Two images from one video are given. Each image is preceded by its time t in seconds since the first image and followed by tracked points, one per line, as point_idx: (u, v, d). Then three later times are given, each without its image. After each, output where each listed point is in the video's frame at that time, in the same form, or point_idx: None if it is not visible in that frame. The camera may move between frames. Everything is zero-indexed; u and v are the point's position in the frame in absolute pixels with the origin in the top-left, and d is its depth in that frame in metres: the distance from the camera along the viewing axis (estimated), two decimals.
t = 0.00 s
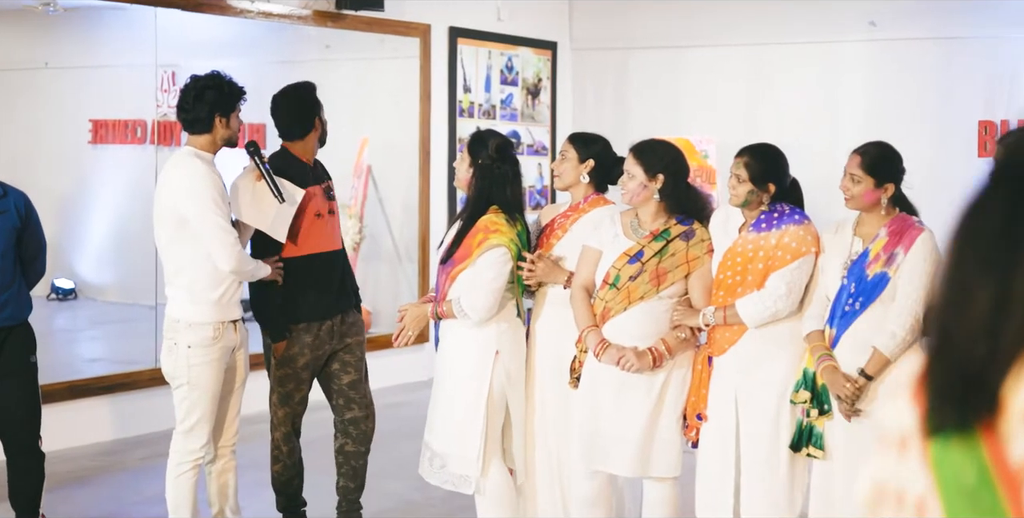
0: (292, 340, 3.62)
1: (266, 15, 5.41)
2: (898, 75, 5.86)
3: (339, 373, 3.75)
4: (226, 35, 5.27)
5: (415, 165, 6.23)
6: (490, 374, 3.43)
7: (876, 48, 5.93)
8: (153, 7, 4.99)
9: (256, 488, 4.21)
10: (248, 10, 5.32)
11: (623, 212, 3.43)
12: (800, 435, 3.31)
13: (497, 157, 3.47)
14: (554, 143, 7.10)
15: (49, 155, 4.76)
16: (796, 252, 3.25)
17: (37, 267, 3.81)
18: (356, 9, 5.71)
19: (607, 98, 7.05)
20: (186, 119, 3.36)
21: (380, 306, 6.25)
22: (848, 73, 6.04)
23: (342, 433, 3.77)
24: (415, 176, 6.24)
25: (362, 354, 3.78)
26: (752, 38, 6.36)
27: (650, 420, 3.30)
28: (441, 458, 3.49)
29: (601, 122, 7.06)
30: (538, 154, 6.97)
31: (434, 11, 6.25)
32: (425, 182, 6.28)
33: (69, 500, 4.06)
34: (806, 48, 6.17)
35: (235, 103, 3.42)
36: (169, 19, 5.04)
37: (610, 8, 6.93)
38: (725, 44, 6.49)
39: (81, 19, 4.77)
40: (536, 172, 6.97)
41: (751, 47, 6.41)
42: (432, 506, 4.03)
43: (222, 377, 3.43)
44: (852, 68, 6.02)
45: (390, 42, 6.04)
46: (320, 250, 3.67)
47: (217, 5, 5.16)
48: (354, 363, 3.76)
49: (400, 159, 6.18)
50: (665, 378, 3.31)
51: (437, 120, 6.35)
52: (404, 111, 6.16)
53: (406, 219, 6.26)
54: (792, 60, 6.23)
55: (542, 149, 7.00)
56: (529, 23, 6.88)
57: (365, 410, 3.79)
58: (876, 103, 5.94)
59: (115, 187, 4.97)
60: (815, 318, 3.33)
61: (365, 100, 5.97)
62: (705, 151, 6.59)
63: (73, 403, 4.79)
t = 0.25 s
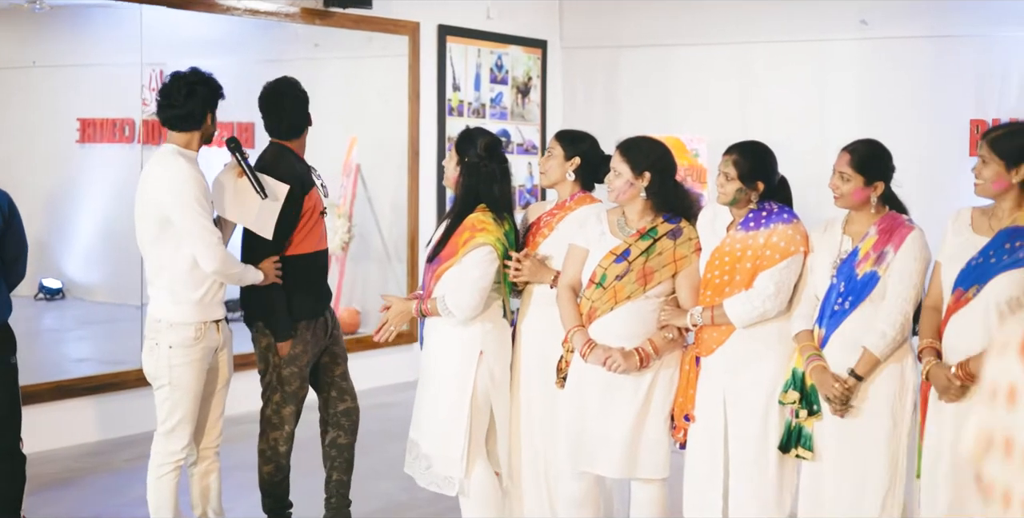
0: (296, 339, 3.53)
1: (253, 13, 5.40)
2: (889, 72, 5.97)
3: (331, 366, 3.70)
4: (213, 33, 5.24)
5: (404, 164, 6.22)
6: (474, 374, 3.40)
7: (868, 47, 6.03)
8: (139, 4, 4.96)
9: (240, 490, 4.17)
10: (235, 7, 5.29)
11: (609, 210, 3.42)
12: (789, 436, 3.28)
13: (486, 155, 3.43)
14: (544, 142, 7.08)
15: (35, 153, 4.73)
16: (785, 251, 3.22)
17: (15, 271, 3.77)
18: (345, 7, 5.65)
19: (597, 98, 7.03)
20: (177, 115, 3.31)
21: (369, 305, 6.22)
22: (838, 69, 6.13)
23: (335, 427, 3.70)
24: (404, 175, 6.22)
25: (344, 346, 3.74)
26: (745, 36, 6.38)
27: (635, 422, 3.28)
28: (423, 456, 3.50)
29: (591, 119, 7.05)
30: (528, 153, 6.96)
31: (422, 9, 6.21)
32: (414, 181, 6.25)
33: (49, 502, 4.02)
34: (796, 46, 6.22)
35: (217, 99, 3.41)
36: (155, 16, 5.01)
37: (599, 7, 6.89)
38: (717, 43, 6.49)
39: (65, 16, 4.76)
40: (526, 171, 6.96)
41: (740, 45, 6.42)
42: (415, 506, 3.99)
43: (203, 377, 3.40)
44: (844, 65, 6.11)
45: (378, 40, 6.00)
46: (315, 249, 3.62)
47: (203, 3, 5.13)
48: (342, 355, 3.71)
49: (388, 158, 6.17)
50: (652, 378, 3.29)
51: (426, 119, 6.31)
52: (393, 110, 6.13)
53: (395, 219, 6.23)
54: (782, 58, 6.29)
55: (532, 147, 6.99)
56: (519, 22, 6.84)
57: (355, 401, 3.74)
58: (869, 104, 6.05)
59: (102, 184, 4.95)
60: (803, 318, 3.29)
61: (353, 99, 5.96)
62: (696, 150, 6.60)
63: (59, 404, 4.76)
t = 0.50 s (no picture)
0: (287, 348, 3.47)
1: (234, 11, 5.31)
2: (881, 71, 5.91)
3: (312, 371, 3.67)
4: (194, 32, 5.18)
5: (389, 164, 6.16)
6: (452, 380, 3.36)
7: (856, 47, 5.98)
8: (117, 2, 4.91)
9: (217, 498, 4.12)
10: (215, 5, 5.22)
11: (594, 213, 3.36)
12: (777, 444, 3.20)
13: (471, 158, 3.37)
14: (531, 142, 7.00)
15: (14, 152, 4.69)
16: (771, 256, 3.15)
17: None
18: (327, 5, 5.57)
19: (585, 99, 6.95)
20: (152, 116, 3.26)
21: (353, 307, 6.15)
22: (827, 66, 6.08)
23: (317, 432, 3.67)
24: (388, 176, 6.16)
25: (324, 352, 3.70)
26: (734, 33, 6.30)
27: (620, 431, 3.23)
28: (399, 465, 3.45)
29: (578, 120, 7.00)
30: (515, 153, 6.88)
31: (406, 8, 6.15)
32: (399, 181, 6.18)
33: (21, 511, 3.96)
34: (784, 46, 6.17)
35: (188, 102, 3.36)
36: (133, 15, 4.95)
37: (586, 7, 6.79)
38: (705, 42, 6.41)
39: (44, 13, 4.71)
40: (513, 171, 6.88)
41: (733, 44, 6.34)
42: (389, 516, 3.93)
43: (180, 385, 3.34)
44: (834, 64, 6.06)
45: (361, 38, 5.93)
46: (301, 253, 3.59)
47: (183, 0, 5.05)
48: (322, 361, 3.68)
49: (373, 158, 6.11)
50: (636, 385, 3.24)
51: (410, 117, 6.26)
52: (377, 109, 6.07)
53: (380, 219, 6.18)
54: (770, 58, 6.23)
55: (520, 148, 6.91)
56: (506, 20, 6.76)
57: (336, 406, 3.71)
58: (859, 103, 6.00)
59: (83, 185, 4.90)
60: (791, 323, 3.23)
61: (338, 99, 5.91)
62: (683, 151, 6.53)
63: (37, 408, 4.71)
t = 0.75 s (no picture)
0: (228, 358, 3.36)
1: (189, 10, 5.21)
2: (841, 77, 5.98)
3: (269, 381, 3.53)
4: (149, 31, 5.08)
5: (347, 166, 6.04)
6: (409, 388, 3.32)
7: (819, 48, 6.00)
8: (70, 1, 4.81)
9: (169, 506, 4.02)
10: (170, 4, 5.12)
11: (554, 217, 3.29)
12: (738, 454, 3.13)
13: (429, 162, 3.30)
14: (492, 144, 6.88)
15: None
16: (733, 262, 3.09)
17: None
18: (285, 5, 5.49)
19: (546, 100, 6.84)
20: (98, 116, 3.16)
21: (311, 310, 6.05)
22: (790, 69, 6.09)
23: (275, 445, 3.53)
24: (347, 178, 6.04)
25: (285, 361, 3.58)
26: (700, 32, 6.29)
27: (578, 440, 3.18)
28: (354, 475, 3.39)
29: (540, 123, 6.89)
30: (475, 155, 6.74)
31: (366, 7, 6.02)
32: (357, 184, 6.06)
33: None
34: (748, 48, 6.18)
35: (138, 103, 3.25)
36: (81, 15, 4.85)
37: (549, 7, 6.68)
38: (671, 43, 6.38)
39: None
40: (474, 174, 6.73)
41: (697, 46, 6.33)
42: None
43: (132, 395, 3.24)
44: (797, 67, 6.07)
45: (320, 39, 5.83)
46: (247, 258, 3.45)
47: None
48: (280, 371, 3.55)
49: (331, 160, 6.01)
50: (595, 393, 3.19)
51: (369, 119, 6.13)
52: (335, 110, 5.97)
53: (339, 221, 6.09)
54: (733, 60, 6.24)
55: (480, 150, 6.76)
56: (467, 20, 6.62)
57: (296, 418, 3.57)
58: (820, 108, 6.04)
59: (34, 189, 4.79)
60: (754, 330, 3.17)
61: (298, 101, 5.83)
62: (645, 153, 6.44)
63: None
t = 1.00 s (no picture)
0: (153, 363, 3.26)
1: (128, 8, 5.10)
2: (786, 80, 6.00)
3: (205, 390, 3.36)
4: (87, 30, 4.95)
5: (290, 166, 5.95)
6: (360, 391, 3.26)
7: (762, 48, 6.02)
8: None
9: None
10: (108, 2, 5.01)
11: (502, 218, 3.24)
12: (687, 458, 3.11)
13: (371, 161, 3.24)
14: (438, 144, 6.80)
15: None
16: (682, 264, 3.06)
17: None
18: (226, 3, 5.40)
19: (490, 98, 6.79)
20: (21, 116, 3.07)
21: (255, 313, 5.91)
22: (733, 70, 6.10)
23: (215, 455, 3.38)
24: (290, 179, 5.96)
25: (230, 369, 3.40)
26: (640, 37, 6.29)
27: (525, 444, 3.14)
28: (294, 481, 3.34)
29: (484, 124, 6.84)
30: (420, 155, 6.69)
31: (308, 5, 5.96)
32: (301, 186, 5.98)
33: None
34: (694, 51, 6.17)
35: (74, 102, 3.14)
36: (23, 12, 4.71)
37: (493, 8, 6.67)
38: (611, 44, 6.37)
39: None
40: (419, 174, 6.68)
41: (638, 47, 6.33)
42: None
43: (67, 402, 3.13)
44: (742, 68, 6.08)
45: (263, 37, 5.73)
46: (184, 263, 3.32)
47: None
48: (221, 379, 3.38)
49: (275, 161, 5.91)
50: (543, 397, 3.15)
51: (312, 118, 6.06)
52: (277, 109, 5.87)
53: (281, 222, 5.99)
54: (677, 63, 6.23)
55: (425, 150, 6.71)
56: (409, 19, 6.58)
57: (238, 428, 3.39)
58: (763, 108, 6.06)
59: None
60: (703, 334, 3.13)
61: (238, 98, 5.69)
62: (592, 153, 6.52)
63: None
